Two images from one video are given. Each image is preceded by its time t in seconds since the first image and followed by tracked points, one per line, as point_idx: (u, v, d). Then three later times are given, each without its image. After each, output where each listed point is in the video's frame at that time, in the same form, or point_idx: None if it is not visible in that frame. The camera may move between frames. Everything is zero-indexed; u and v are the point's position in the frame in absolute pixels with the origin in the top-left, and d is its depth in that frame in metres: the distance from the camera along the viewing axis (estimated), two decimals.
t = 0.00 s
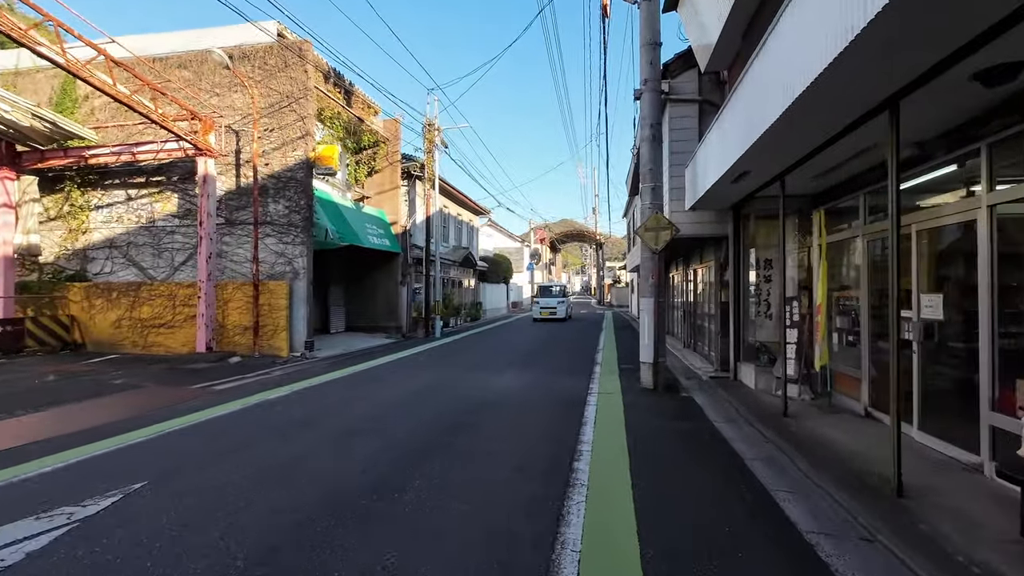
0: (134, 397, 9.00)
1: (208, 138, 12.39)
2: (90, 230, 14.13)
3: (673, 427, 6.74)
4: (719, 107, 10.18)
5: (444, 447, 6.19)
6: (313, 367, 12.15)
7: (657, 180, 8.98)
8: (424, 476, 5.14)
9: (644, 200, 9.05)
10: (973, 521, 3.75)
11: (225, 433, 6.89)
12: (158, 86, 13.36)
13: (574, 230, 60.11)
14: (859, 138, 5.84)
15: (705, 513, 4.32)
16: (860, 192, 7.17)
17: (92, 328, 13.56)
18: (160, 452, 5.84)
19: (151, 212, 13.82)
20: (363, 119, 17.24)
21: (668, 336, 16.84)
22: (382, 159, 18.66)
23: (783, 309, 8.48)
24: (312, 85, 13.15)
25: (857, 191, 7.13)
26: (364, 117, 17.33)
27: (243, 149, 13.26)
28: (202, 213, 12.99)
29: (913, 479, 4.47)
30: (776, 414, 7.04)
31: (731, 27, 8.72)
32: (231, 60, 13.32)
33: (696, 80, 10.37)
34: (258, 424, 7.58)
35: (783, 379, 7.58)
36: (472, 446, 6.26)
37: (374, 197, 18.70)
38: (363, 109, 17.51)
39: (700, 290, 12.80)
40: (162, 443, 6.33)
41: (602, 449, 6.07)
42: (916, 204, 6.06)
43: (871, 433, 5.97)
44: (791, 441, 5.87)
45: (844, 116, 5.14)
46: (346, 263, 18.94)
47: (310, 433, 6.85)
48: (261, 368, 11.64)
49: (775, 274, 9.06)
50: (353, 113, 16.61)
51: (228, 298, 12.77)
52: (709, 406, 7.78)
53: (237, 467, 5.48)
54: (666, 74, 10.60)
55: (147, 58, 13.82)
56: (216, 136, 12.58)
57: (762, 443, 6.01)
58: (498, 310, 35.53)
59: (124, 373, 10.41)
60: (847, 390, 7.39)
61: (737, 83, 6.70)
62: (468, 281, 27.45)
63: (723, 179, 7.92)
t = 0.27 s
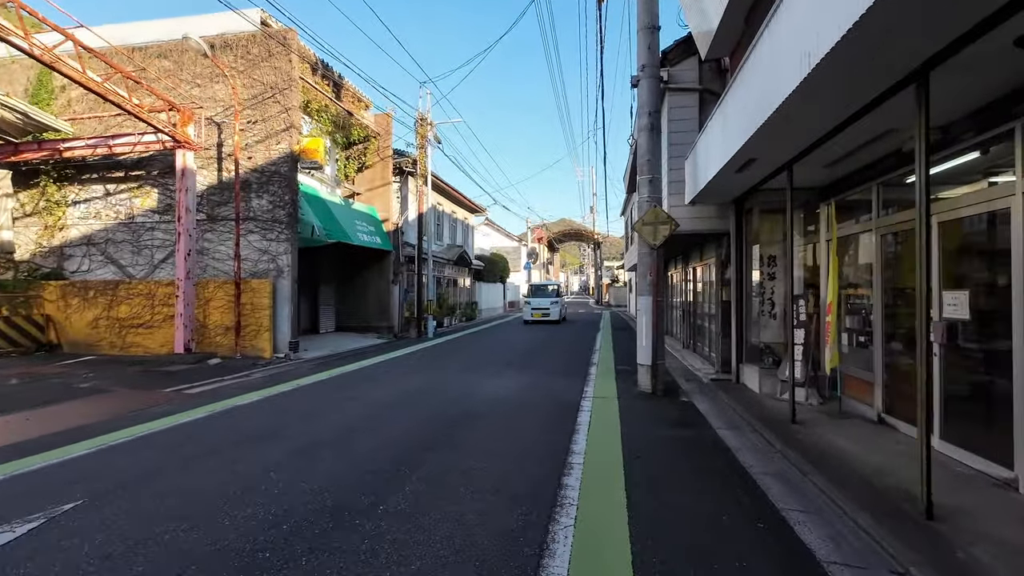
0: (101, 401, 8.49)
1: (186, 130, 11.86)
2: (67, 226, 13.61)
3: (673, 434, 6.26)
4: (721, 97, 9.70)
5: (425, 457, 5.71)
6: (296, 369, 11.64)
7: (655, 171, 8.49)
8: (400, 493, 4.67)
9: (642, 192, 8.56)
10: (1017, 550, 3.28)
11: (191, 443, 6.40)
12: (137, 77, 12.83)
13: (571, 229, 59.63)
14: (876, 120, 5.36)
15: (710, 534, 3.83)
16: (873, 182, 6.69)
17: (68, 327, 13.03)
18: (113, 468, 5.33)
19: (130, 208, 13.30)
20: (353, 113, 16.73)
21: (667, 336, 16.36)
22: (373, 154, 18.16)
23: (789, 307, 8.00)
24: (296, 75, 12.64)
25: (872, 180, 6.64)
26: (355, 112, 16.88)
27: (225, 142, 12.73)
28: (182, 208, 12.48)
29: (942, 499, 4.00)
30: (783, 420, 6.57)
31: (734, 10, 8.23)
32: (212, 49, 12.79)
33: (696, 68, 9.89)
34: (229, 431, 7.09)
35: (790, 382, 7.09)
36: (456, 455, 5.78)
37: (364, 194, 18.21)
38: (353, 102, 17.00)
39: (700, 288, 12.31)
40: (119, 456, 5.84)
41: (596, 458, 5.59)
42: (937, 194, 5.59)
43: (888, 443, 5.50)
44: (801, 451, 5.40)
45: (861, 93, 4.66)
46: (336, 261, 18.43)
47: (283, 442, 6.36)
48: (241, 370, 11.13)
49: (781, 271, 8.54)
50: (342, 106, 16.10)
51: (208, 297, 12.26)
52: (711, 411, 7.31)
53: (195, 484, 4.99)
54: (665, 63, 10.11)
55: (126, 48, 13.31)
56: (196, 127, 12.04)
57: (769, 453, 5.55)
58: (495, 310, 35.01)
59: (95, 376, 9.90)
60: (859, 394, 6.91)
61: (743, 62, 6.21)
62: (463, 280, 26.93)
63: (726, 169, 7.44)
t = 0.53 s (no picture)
0: (65, 411, 8.00)
1: (163, 124, 11.35)
2: (41, 225, 13.07)
3: (673, 448, 5.80)
4: (721, 89, 9.26)
5: (403, 475, 5.24)
6: (279, 374, 11.16)
7: (652, 166, 8.01)
8: (370, 523, 4.21)
9: (638, 189, 8.08)
10: None
11: (152, 460, 5.91)
12: (113, 70, 12.30)
13: (568, 228, 59.20)
14: (894, 109, 4.91)
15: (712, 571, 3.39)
16: (886, 177, 6.24)
17: (41, 331, 12.49)
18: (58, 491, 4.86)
19: (106, 205, 12.77)
20: (342, 108, 16.24)
21: (665, 337, 15.95)
22: (362, 151, 17.66)
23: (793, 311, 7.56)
24: (280, 68, 12.14)
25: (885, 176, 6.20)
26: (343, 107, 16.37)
27: (204, 137, 12.20)
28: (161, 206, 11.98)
29: (975, 534, 3.56)
30: (790, 433, 6.13)
31: None
32: (192, 40, 12.27)
33: (695, 60, 9.45)
34: (196, 445, 6.61)
35: (797, 392, 6.65)
36: (437, 473, 5.31)
37: (354, 191, 17.75)
38: (341, 98, 16.51)
39: (700, 289, 11.89)
40: (68, 477, 5.34)
41: (588, 477, 5.13)
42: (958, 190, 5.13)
43: (905, 462, 5.07)
44: (812, 471, 4.96)
45: (881, 78, 4.22)
46: (324, 260, 17.94)
47: (251, 459, 5.88)
48: (220, 375, 10.63)
49: (784, 272, 8.19)
50: (329, 101, 15.60)
51: (187, 299, 11.76)
52: (712, 422, 6.86)
53: (145, 511, 4.51)
54: (663, 53, 9.65)
55: (101, 39, 12.74)
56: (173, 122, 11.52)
57: (777, 472, 5.10)
58: (490, 310, 34.54)
59: (64, 383, 9.40)
60: (869, 405, 6.47)
61: (749, 46, 5.73)
62: (456, 280, 26.44)
63: (728, 164, 6.98)
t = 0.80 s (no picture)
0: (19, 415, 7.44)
1: (135, 113, 10.78)
2: (9, 219, 12.46)
3: (673, 457, 5.32)
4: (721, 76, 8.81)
5: (376, 488, 4.73)
6: (257, 376, 10.60)
7: (650, 155, 7.53)
8: (332, 546, 3.70)
9: (634, 179, 7.59)
10: None
11: (104, 470, 5.38)
12: (84, 56, 11.72)
13: (563, 227, 58.73)
14: (917, 84, 4.44)
15: None
16: (901, 164, 5.76)
17: (8, 330, 11.88)
18: None
19: (78, 199, 12.19)
20: (328, 100, 15.70)
21: (662, 338, 15.48)
22: (350, 146, 17.14)
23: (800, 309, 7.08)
24: (259, 55, 11.60)
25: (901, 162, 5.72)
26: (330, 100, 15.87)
27: (180, 127, 11.63)
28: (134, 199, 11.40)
29: None
30: (799, 441, 5.66)
31: None
32: (167, 26, 11.71)
33: (693, 45, 8.99)
34: (155, 453, 6.07)
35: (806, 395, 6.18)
36: (414, 485, 4.81)
37: (342, 187, 17.22)
38: (328, 90, 15.97)
39: (698, 287, 11.43)
40: (4, 487, 4.81)
41: (580, 489, 4.63)
42: (987, 173, 4.66)
43: (929, 474, 4.60)
44: (828, 483, 4.47)
45: (909, 43, 3.74)
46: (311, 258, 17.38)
47: (211, 467, 5.35)
48: (195, 377, 10.08)
49: (789, 268, 7.76)
50: (315, 92, 15.05)
51: (162, 297, 11.19)
52: (714, 428, 6.38)
53: (80, 529, 3.99)
54: (660, 38, 9.18)
55: (72, 24, 12.16)
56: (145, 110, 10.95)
57: (789, 485, 4.62)
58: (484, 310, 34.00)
59: (24, 385, 8.82)
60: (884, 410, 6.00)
61: (755, 19, 5.24)
62: (449, 279, 25.89)
63: (731, 151, 6.49)
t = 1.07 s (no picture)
0: None
1: (102, 103, 10.17)
2: None
3: (675, 476, 4.82)
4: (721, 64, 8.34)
5: (343, 512, 4.21)
6: (233, 381, 10.03)
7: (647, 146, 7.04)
8: None
9: (630, 173, 7.05)
10: None
11: (44, 490, 4.83)
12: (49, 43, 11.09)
13: (557, 225, 58.18)
14: (950, 59, 3.95)
15: None
16: (921, 154, 5.31)
17: None
18: None
19: (44, 194, 11.54)
20: (312, 93, 15.11)
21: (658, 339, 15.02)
22: (336, 140, 16.57)
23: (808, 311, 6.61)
24: (236, 43, 11.02)
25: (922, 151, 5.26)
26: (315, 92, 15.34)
27: (152, 118, 11.01)
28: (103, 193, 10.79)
29: None
30: (810, 455, 5.17)
31: None
32: (138, 12, 11.10)
33: (693, 32, 8.50)
34: (107, 469, 5.53)
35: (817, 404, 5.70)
36: (386, 507, 4.29)
37: (328, 183, 16.67)
38: (312, 82, 15.38)
39: (697, 287, 10.96)
40: None
41: (571, 513, 4.12)
42: None
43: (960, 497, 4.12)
44: (848, 507, 3.99)
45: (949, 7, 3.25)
46: (297, 255, 16.86)
47: (165, 484, 4.84)
48: (165, 383, 9.49)
49: (794, 268, 7.31)
50: (298, 84, 14.47)
51: (132, 297, 10.59)
52: (717, 441, 5.88)
53: None
54: (658, 25, 8.69)
55: (38, 11, 11.52)
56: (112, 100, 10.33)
57: (804, 509, 4.13)
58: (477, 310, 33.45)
59: None
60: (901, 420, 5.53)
61: None
62: (440, 278, 25.33)
63: (736, 141, 6.01)
